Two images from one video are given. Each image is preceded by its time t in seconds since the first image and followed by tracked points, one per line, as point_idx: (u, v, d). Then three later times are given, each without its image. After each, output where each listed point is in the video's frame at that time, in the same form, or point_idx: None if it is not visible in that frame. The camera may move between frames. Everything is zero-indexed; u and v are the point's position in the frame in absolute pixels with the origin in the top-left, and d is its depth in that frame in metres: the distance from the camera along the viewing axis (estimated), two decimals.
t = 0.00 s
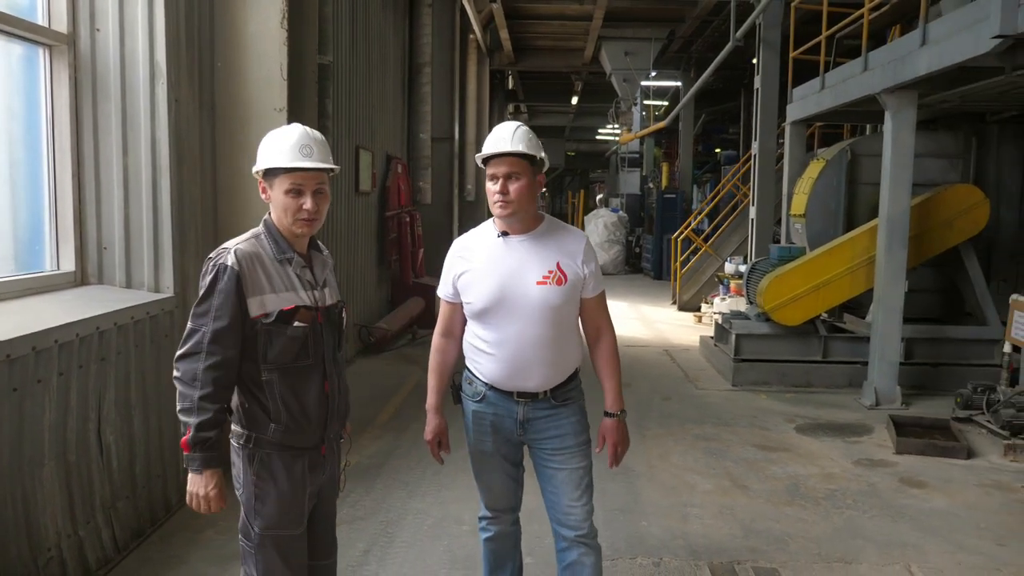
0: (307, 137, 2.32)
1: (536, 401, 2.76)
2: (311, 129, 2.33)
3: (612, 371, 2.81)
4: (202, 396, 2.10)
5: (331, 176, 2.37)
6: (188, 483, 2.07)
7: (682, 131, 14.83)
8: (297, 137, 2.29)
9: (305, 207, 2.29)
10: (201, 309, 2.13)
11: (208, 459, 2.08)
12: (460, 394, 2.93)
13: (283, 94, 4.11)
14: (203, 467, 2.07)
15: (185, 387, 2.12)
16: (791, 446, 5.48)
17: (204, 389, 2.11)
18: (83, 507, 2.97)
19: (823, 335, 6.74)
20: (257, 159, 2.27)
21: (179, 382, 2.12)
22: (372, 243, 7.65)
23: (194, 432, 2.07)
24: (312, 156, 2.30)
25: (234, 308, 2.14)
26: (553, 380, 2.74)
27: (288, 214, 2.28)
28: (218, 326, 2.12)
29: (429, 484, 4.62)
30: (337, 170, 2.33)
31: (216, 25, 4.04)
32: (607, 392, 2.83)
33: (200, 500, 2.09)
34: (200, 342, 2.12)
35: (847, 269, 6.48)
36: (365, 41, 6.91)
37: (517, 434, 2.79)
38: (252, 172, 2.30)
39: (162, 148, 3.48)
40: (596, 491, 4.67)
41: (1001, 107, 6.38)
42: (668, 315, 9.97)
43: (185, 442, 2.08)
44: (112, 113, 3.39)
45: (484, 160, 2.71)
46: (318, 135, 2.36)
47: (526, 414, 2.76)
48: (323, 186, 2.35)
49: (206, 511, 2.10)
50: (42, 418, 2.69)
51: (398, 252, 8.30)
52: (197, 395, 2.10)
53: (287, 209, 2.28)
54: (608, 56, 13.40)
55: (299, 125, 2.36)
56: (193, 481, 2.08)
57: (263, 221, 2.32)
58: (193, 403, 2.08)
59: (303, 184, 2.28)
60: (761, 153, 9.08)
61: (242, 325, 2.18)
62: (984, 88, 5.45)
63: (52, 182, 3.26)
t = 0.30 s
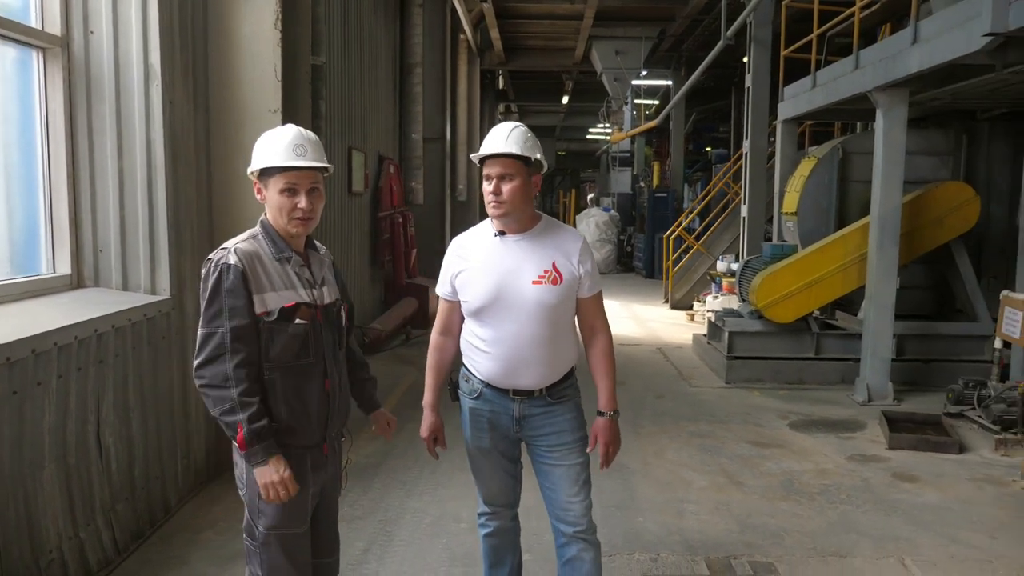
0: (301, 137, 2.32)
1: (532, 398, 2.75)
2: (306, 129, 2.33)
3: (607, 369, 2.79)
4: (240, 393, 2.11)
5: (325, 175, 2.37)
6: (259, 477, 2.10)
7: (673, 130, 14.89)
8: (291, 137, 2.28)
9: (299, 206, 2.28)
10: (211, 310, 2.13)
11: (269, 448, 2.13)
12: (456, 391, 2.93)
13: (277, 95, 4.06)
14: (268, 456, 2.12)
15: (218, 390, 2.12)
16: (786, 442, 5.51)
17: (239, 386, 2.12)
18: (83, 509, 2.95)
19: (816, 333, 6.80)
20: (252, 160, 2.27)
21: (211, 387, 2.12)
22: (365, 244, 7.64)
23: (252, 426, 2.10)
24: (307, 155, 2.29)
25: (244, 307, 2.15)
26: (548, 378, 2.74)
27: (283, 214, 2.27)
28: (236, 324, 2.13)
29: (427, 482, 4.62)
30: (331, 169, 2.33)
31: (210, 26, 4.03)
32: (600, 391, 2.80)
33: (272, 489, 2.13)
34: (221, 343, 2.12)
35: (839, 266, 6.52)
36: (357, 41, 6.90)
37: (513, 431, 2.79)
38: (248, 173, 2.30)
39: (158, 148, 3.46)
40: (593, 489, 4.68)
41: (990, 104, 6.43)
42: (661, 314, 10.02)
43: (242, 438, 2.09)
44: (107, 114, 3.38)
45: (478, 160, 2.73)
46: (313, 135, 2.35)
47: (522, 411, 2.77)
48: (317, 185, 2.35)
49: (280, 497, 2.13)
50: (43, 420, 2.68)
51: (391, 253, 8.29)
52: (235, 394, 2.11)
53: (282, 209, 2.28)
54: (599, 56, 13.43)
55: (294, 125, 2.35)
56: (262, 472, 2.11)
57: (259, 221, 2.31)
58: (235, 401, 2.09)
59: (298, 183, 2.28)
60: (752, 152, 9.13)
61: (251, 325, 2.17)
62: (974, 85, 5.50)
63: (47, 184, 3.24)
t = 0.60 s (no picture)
0: (297, 135, 2.31)
1: (526, 395, 2.76)
2: (302, 126, 2.33)
3: (600, 368, 2.79)
4: (239, 390, 2.12)
5: (321, 172, 2.37)
6: (259, 475, 2.11)
7: (669, 130, 14.92)
8: (288, 134, 2.27)
9: (298, 203, 2.28)
10: (209, 307, 2.13)
11: (268, 444, 2.13)
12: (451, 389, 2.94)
13: (273, 92, 4.07)
14: (267, 453, 2.12)
15: (216, 389, 2.12)
16: (780, 440, 5.52)
17: (239, 384, 2.12)
18: (78, 506, 2.95)
19: (810, 332, 6.81)
20: (248, 157, 2.27)
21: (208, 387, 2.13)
22: (361, 242, 7.63)
23: (252, 424, 2.10)
24: (303, 152, 2.29)
25: (242, 304, 2.15)
26: (543, 375, 2.75)
27: (281, 210, 2.27)
28: (235, 322, 2.13)
29: (422, 480, 4.62)
30: (328, 165, 2.33)
31: (205, 24, 4.02)
32: (592, 387, 2.80)
33: (272, 485, 2.14)
34: (221, 340, 2.12)
35: (833, 265, 6.55)
36: (352, 40, 6.89)
37: (508, 428, 2.80)
38: (244, 170, 2.30)
39: (153, 143, 3.45)
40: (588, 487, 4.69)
41: (983, 104, 6.46)
42: (656, 313, 10.05)
43: (242, 436, 2.10)
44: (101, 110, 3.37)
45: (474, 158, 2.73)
46: (310, 133, 2.35)
47: (517, 409, 2.77)
48: (315, 182, 2.35)
49: (281, 493, 2.15)
50: (38, 418, 2.67)
51: (386, 251, 8.29)
52: (234, 391, 2.11)
53: (279, 205, 2.28)
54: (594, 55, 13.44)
55: (291, 123, 2.35)
56: (262, 469, 2.12)
57: (254, 219, 2.31)
58: (233, 398, 2.09)
59: (295, 180, 2.28)
60: (747, 152, 9.16)
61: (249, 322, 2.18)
62: (968, 85, 5.52)
63: (42, 181, 3.24)
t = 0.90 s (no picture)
0: (302, 134, 2.32)
1: (523, 394, 2.76)
2: (307, 127, 2.33)
3: (598, 367, 2.81)
4: (230, 385, 2.10)
5: (323, 172, 2.36)
6: (262, 468, 2.11)
7: (667, 129, 14.93)
8: (293, 133, 2.28)
9: (300, 201, 2.28)
10: (203, 306, 2.13)
11: (264, 435, 2.12)
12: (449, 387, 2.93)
13: (270, 91, 4.05)
14: (265, 443, 2.12)
15: (207, 387, 2.11)
16: (777, 439, 5.53)
17: (228, 379, 2.11)
18: (75, 505, 2.94)
19: (808, 331, 6.82)
20: (251, 154, 2.27)
21: (199, 385, 2.12)
22: (358, 241, 7.62)
23: (245, 416, 2.09)
24: (308, 151, 2.29)
25: (237, 301, 2.14)
26: (541, 374, 2.74)
27: (284, 208, 2.27)
28: (227, 320, 2.12)
29: (419, 479, 4.62)
30: (330, 165, 2.33)
31: (203, 23, 4.01)
32: (591, 387, 2.81)
33: (274, 475, 2.13)
34: (214, 337, 2.11)
35: (831, 265, 6.56)
36: (350, 38, 6.88)
37: (506, 428, 2.81)
38: (246, 167, 2.29)
39: (151, 142, 3.45)
40: (586, 486, 4.69)
41: (980, 104, 6.47)
42: (654, 312, 10.06)
43: (236, 429, 2.09)
44: (99, 109, 3.37)
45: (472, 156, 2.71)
46: (314, 133, 2.35)
47: (514, 408, 2.77)
48: (317, 182, 2.35)
49: (280, 482, 2.13)
50: (35, 417, 2.66)
51: (384, 250, 8.28)
52: (225, 387, 2.10)
53: (281, 203, 2.27)
54: (592, 54, 13.44)
55: (297, 123, 2.36)
56: (261, 460, 2.11)
57: (254, 217, 2.30)
58: (221, 394, 2.08)
59: (299, 179, 2.28)
60: (745, 151, 9.17)
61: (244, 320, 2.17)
62: (966, 85, 5.52)
63: (40, 180, 3.23)
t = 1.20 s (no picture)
0: (318, 139, 2.32)
1: (521, 392, 2.75)
2: (321, 132, 2.34)
3: (597, 367, 2.80)
4: (261, 334, 2.10)
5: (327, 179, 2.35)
6: (342, 345, 2.12)
7: (663, 128, 14.93)
8: (308, 136, 2.28)
9: (298, 200, 2.27)
10: (209, 296, 2.10)
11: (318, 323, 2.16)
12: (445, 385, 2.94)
13: (266, 89, 4.02)
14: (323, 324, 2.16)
15: (246, 351, 2.06)
16: (773, 439, 5.53)
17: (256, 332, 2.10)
18: (71, 503, 2.92)
19: (803, 331, 6.83)
20: (266, 144, 2.25)
21: (239, 355, 2.06)
22: (354, 240, 7.60)
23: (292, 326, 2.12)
24: (321, 154, 2.29)
25: (241, 291, 2.13)
26: (538, 372, 2.74)
27: (280, 204, 2.26)
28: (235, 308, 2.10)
29: (416, 478, 4.61)
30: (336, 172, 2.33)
31: (198, 20, 3.99)
32: (589, 386, 2.81)
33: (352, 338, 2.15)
34: (225, 323, 2.08)
35: (826, 264, 6.57)
36: (346, 36, 6.86)
37: (502, 427, 2.80)
38: (256, 156, 2.27)
39: (146, 140, 3.44)
40: (582, 485, 4.69)
41: (976, 104, 6.48)
42: (649, 311, 10.07)
43: (297, 342, 2.10)
44: (94, 106, 3.34)
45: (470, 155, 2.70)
46: (325, 137, 2.35)
47: (512, 406, 2.76)
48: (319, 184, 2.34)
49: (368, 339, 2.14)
50: (31, 415, 2.65)
51: (380, 249, 8.26)
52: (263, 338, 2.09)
53: (280, 199, 2.26)
54: (588, 53, 13.44)
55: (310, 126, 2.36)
56: (334, 337, 2.14)
57: (250, 213, 2.28)
58: (257, 339, 2.07)
59: (301, 179, 2.25)
60: (741, 151, 9.18)
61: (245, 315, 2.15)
62: (962, 84, 5.53)
63: (35, 177, 3.21)
